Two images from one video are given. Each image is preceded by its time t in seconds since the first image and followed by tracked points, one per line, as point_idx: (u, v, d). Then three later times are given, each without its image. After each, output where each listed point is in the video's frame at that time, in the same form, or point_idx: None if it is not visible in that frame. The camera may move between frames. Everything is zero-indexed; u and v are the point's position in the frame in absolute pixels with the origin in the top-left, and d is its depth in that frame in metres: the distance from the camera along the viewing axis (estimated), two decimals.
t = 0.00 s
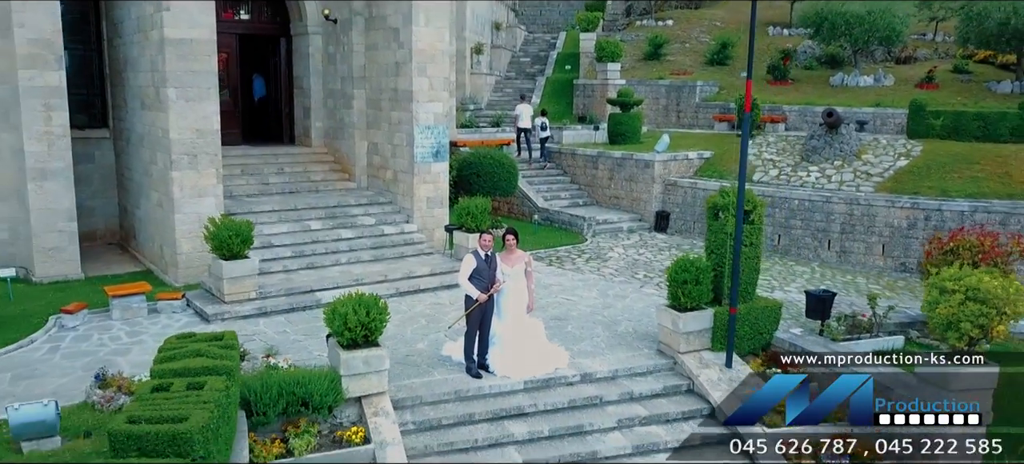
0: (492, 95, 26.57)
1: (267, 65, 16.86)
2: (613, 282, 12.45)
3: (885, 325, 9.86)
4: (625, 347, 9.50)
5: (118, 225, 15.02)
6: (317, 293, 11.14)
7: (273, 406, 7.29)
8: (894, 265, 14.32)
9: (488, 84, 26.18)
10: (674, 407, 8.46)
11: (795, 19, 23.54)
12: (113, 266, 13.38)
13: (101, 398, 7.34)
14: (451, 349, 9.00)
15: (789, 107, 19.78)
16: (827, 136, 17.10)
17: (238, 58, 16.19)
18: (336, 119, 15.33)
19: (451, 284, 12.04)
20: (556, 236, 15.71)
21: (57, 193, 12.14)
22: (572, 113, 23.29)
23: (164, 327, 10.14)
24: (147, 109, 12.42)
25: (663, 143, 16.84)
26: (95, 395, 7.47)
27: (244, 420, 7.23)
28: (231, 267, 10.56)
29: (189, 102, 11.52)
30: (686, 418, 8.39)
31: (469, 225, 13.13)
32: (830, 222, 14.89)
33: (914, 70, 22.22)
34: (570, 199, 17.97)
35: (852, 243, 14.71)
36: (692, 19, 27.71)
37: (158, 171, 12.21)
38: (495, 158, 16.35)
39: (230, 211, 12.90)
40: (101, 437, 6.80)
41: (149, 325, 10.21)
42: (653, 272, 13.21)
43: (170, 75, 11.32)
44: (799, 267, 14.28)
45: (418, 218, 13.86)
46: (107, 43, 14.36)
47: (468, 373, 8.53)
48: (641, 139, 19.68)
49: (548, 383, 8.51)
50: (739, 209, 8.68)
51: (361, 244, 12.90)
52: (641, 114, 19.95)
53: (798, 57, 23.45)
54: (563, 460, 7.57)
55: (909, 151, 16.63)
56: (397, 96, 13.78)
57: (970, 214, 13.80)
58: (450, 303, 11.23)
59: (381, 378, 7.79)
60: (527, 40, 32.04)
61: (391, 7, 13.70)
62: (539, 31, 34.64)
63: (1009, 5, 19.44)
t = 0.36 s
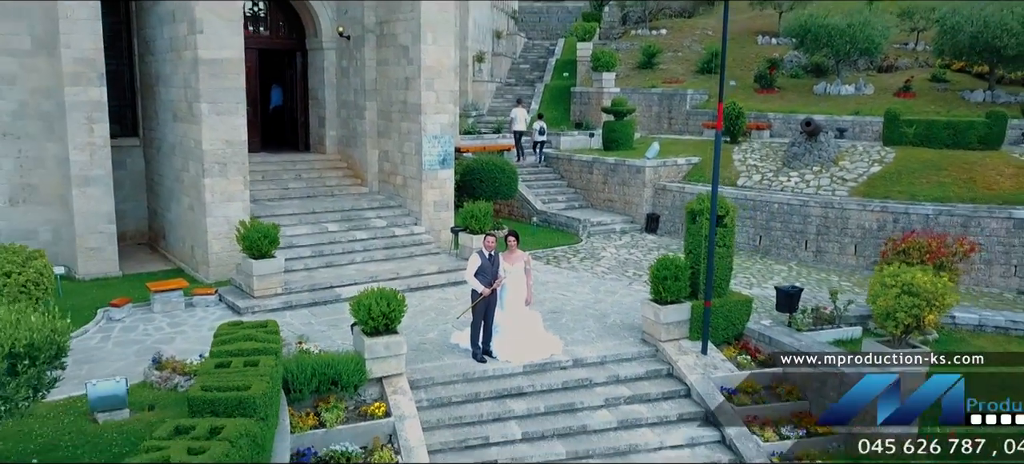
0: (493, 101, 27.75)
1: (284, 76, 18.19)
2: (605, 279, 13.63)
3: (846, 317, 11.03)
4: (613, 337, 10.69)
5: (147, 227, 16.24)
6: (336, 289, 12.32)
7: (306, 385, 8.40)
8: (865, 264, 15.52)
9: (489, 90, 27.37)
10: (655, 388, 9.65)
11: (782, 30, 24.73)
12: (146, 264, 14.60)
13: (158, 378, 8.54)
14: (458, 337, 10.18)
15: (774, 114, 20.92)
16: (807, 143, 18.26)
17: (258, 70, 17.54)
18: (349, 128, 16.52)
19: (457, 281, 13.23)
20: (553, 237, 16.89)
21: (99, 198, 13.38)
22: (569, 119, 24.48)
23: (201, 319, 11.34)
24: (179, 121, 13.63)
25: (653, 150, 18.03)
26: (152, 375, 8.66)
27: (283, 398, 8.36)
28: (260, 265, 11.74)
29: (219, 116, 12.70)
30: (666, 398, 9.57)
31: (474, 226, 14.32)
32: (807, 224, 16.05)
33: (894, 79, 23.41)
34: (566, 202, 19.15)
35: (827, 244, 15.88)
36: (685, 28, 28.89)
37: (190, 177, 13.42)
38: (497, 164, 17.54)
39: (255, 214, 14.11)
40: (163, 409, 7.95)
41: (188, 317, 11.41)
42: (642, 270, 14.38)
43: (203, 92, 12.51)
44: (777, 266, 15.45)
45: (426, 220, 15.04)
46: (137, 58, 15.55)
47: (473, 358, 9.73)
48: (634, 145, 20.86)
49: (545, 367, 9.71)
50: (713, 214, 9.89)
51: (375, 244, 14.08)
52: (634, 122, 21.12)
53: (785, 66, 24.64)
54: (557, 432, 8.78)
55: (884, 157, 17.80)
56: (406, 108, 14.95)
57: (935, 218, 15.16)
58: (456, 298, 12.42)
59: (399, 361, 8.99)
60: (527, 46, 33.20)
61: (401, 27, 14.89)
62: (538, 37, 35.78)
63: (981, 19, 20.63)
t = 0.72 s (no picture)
0: (495, 107, 29.12)
1: (300, 88, 19.47)
2: (597, 276, 14.98)
3: (811, 309, 12.39)
4: (603, 326, 12.04)
5: (176, 227, 17.62)
6: (354, 284, 13.67)
7: (335, 365, 9.74)
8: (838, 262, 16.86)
9: (491, 97, 28.73)
10: (639, 371, 10.99)
11: (768, 41, 26.09)
12: (178, 262, 15.98)
13: (206, 359, 9.89)
14: (466, 326, 11.55)
15: (759, 121, 22.21)
16: (787, 150, 19.56)
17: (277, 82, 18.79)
18: (362, 137, 17.88)
19: (462, 277, 14.57)
20: (550, 237, 18.23)
21: (137, 202, 14.76)
22: (566, 125, 25.84)
23: (235, 310, 12.69)
24: (210, 132, 14.99)
25: (643, 157, 19.40)
26: (201, 357, 10.01)
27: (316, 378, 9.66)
28: (287, 263, 13.10)
29: (248, 128, 14.05)
30: (648, 379, 10.91)
31: (478, 227, 15.66)
32: (784, 225, 17.32)
33: (874, 87, 24.75)
34: (563, 204, 20.50)
35: (803, 244, 17.17)
36: (678, 37, 30.26)
37: (221, 184, 14.78)
38: (498, 169, 18.89)
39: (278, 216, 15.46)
40: (215, 385, 9.29)
41: (223, 309, 12.76)
42: (631, 268, 15.74)
43: (234, 107, 13.88)
44: (757, 263, 16.78)
45: (434, 222, 16.39)
46: (168, 73, 16.92)
47: (480, 344, 11.11)
48: (627, 150, 22.20)
49: (542, 352, 11.07)
50: (689, 217, 11.30)
51: (387, 244, 15.43)
52: (627, 129, 22.45)
53: (772, 75, 25.99)
54: (552, 407, 10.14)
55: (858, 163, 19.13)
56: (416, 120, 16.29)
57: (900, 219, 16.53)
58: (463, 292, 13.77)
59: (415, 345, 10.37)
60: (527, 53, 34.56)
61: (410, 45, 16.25)
62: (537, 43, 37.18)
63: (952, 32, 21.99)
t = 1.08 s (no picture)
0: (496, 112, 30.47)
1: (314, 97, 20.83)
2: (591, 273, 16.35)
3: (781, 302, 13.77)
4: (594, 317, 13.40)
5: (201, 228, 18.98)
6: (369, 279, 15.04)
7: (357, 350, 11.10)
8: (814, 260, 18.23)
9: (492, 103, 30.07)
10: (626, 356, 12.35)
11: (755, 51, 27.44)
12: (205, 260, 17.33)
13: (244, 345, 11.25)
14: (471, 317, 12.93)
15: (745, 128, 23.54)
16: (769, 156, 20.89)
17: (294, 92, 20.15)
18: (373, 144, 19.24)
19: (467, 274, 15.94)
20: (548, 237, 19.59)
21: (170, 205, 16.12)
22: (564, 130, 27.19)
23: (262, 303, 14.05)
24: (235, 141, 16.34)
25: (635, 162, 20.77)
26: (239, 343, 11.36)
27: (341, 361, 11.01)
28: (309, 261, 14.47)
29: (272, 138, 15.42)
30: (634, 364, 12.26)
31: (481, 228, 17.03)
32: (765, 226, 18.62)
33: (855, 95, 26.11)
34: (561, 206, 21.86)
35: (782, 243, 18.48)
36: (672, 45, 31.63)
37: (246, 188, 16.13)
38: (500, 174, 20.25)
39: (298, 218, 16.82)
40: (253, 366, 10.63)
41: (252, 302, 14.11)
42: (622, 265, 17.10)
43: (259, 118, 15.26)
44: (739, 261, 18.10)
45: (440, 223, 17.76)
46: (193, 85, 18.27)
47: (483, 333, 12.45)
48: (620, 156, 23.56)
49: (539, 339, 12.43)
50: (670, 220, 12.70)
51: (398, 243, 16.80)
52: (620, 135, 23.80)
53: (759, 83, 27.35)
54: (548, 388, 11.51)
55: (835, 168, 20.49)
56: (424, 129, 17.66)
57: (871, 221, 17.89)
58: (468, 287, 15.14)
59: (427, 333, 11.76)
60: (527, 59, 35.91)
61: (418, 60, 17.63)
62: (537, 49, 38.55)
63: (926, 45, 23.36)
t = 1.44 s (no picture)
0: (496, 118, 31.87)
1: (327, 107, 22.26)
2: (585, 272, 17.77)
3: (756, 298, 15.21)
4: (586, 312, 14.83)
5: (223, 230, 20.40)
6: (382, 277, 16.47)
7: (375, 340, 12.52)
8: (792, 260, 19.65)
9: (493, 109, 31.47)
10: (614, 347, 13.77)
11: (743, 62, 28.82)
12: (228, 260, 18.75)
13: (273, 334, 12.62)
14: (476, 312, 14.38)
15: (732, 135, 24.93)
16: (753, 162, 22.28)
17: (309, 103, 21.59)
18: (383, 152, 20.65)
19: (471, 272, 17.36)
20: (546, 238, 20.99)
21: (198, 209, 17.54)
22: (561, 136, 28.60)
23: (286, 298, 15.46)
24: (257, 150, 17.75)
25: (627, 168, 22.21)
26: (269, 333, 12.73)
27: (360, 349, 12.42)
28: (327, 260, 15.90)
29: (292, 148, 16.84)
30: (621, 353, 13.67)
31: (484, 230, 18.48)
32: (747, 228, 19.99)
33: (838, 103, 27.52)
34: (557, 209, 23.28)
35: (763, 244, 19.86)
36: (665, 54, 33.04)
37: (267, 193, 17.54)
38: (501, 179, 21.67)
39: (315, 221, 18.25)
40: (284, 352, 11.99)
41: (276, 297, 15.53)
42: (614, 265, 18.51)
43: (281, 130, 16.68)
44: (723, 261, 19.49)
45: (446, 225, 19.18)
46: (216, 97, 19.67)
47: (487, 326, 13.90)
48: (614, 161, 24.97)
49: (537, 331, 13.86)
50: (654, 224, 14.14)
51: (407, 244, 18.23)
52: (614, 142, 25.20)
53: (747, 91, 28.76)
54: (544, 374, 12.94)
55: (815, 174, 21.91)
56: (430, 138, 19.07)
57: (845, 224, 19.27)
58: (472, 285, 16.56)
59: (436, 325, 13.20)
60: (526, 66, 37.30)
61: (425, 75, 19.04)
62: (536, 55, 39.96)
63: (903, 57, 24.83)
